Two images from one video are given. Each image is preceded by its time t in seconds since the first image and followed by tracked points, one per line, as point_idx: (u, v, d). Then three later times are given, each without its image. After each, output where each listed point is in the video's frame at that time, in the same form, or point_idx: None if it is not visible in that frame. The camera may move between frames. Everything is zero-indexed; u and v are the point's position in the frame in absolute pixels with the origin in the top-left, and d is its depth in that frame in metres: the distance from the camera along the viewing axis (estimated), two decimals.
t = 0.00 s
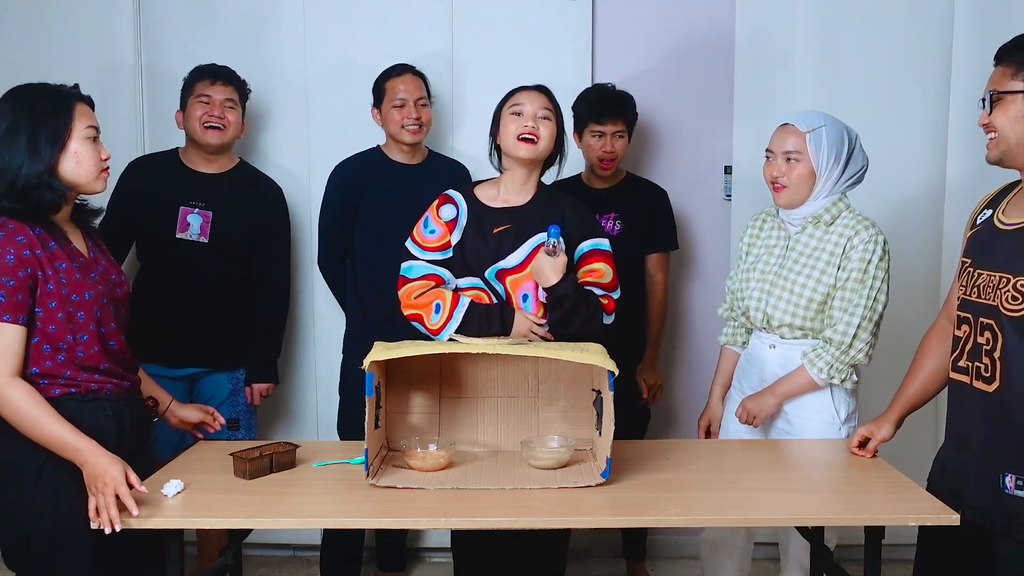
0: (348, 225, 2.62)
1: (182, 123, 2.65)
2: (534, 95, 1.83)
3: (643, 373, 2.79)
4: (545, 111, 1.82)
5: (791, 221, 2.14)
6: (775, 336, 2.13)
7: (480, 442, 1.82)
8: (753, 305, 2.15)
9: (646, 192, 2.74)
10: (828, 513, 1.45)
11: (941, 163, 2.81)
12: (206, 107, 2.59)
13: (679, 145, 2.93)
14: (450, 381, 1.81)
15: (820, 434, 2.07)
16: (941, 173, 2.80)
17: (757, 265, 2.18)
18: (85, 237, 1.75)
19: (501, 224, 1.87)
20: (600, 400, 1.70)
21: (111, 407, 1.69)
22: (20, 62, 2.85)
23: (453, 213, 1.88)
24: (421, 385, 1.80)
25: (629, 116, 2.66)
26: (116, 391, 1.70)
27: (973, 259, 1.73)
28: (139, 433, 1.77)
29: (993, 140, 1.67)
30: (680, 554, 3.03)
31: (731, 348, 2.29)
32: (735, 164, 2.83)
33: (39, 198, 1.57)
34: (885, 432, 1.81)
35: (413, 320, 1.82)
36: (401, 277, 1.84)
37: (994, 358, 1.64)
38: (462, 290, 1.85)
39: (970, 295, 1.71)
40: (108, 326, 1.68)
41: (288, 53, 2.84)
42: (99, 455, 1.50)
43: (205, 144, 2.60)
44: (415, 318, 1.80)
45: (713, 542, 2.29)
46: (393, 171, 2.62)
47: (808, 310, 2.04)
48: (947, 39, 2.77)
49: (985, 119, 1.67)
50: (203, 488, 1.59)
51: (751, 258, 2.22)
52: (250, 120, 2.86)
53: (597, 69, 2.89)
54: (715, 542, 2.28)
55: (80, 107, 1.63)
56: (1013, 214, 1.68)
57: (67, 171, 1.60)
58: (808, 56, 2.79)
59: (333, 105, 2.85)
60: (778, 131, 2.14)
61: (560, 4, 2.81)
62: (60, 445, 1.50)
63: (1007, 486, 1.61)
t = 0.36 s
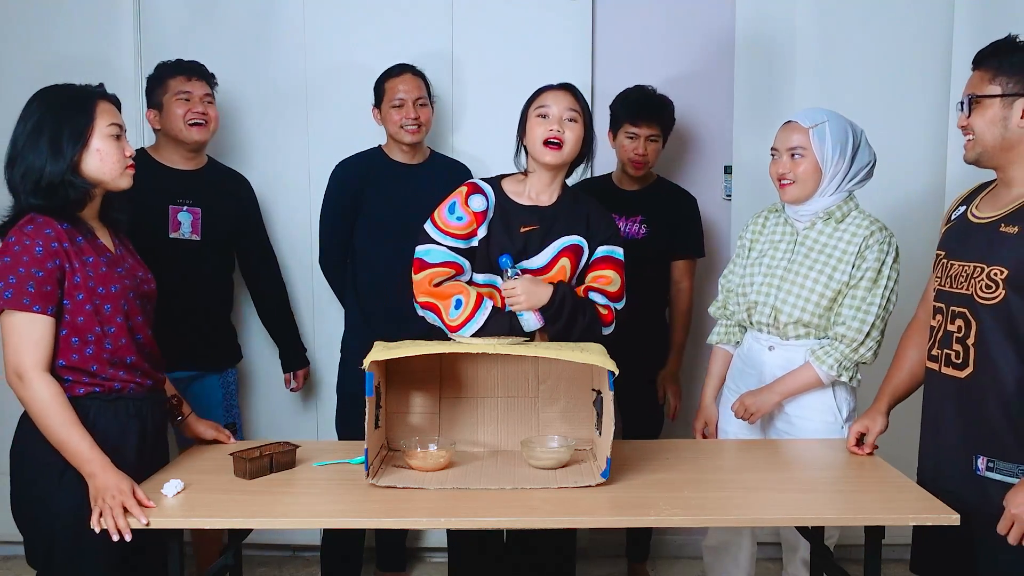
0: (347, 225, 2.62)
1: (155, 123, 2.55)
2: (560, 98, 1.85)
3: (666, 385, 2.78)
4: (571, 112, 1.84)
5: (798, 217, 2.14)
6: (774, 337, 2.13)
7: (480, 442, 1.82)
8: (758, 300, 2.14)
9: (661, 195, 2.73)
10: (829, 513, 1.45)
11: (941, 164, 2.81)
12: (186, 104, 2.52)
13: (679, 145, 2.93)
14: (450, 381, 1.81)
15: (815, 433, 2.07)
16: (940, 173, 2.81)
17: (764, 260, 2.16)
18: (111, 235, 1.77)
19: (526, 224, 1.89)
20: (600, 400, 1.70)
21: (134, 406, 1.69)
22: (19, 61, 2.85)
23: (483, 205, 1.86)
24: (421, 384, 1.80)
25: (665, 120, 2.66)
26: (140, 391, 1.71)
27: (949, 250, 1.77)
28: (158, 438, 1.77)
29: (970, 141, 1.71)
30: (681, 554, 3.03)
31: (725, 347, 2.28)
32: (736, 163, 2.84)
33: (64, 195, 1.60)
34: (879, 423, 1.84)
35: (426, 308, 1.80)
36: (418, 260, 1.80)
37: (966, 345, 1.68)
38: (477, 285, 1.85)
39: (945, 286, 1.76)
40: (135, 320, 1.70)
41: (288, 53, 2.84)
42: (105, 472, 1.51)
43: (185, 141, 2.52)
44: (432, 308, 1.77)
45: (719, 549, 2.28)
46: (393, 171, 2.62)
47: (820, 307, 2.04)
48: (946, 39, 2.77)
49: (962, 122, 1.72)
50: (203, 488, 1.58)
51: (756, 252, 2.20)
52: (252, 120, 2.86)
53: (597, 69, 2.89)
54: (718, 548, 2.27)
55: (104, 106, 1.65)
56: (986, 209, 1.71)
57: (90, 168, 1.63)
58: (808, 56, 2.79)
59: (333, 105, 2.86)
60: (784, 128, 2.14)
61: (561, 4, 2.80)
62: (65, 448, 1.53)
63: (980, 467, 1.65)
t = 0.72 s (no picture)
0: (347, 225, 2.61)
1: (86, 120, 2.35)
2: (558, 101, 1.86)
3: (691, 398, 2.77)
4: (568, 116, 1.85)
5: (796, 215, 2.15)
6: (773, 338, 2.11)
7: (480, 442, 1.81)
8: (765, 300, 2.12)
9: (665, 197, 2.71)
10: (828, 513, 1.45)
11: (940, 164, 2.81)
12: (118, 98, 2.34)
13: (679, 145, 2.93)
14: (450, 381, 1.81)
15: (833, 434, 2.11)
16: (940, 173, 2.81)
17: (765, 258, 2.14)
18: (133, 237, 1.77)
19: (521, 225, 1.90)
20: (600, 400, 1.70)
21: (139, 406, 1.68)
22: (20, 60, 2.85)
23: (480, 204, 1.88)
24: (421, 384, 1.80)
25: (685, 119, 2.66)
26: (146, 390, 1.70)
27: (932, 254, 1.80)
28: (166, 437, 1.77)
29: (949, 173, 1.71)
30: (681, 554, 3.03)
31: (713, 349, 2.22)
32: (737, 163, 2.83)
33: (90, 197, 1.61)
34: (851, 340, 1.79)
35: (424, 306, 1.82)
36: (417, 259, 1.83)
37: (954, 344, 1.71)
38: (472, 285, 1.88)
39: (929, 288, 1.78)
40: (148, 321, 1.70)
41: (288, 53, 2.84)
42: (108, 471, 1.51)
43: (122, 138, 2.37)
44: (428, 310, 1.80)
45: (714, 555, 2.27)
46: (392, 171, 2.61)
47: (834, 305, 2.07)
48: (947, 39, 2.76)
49: (937, 160, 1.71)
50: (203, 488, 1.58)
51: (752, 250, 2.17)
52: (252, 120, 2.86)
53: (597, 69, 2.88)
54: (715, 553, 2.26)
55: (131, 110, 1.66)
56: (962, 212, 1.76)
57: (114, 170, 1.63)
58: (808, 56, 2.78)
59: (333, 105, 2.85)
60: (781, 126, 2.14)
61: (561, 4, 2.80)
62: (74, 443, 1.53)
63: (977, 459, 1.69)
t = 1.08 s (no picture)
0: (347, 225, 2.61)
1: (36, 121, 2.20)
2: (539, 108, 1.87)
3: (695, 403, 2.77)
4: (549, 123, 1.86)
5: (786, 214, 2.14)
6: (773, 337, 2.11)
7: (480, 442, 1.81)
8: (762, 301, 2.11)
9: (671, 197, 2.71)
10: (828, 513, 1.45)
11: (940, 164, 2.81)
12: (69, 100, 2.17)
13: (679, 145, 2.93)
14: (450, 381, 1.81)
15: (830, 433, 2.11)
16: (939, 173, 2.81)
17: (761, 257, 2.14)
18: (134, 245, 1.77)
19: (509, 229, 1.92)
20: (600, 400, 1.70)
21: (135, 406, 1.68)
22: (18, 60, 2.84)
23: (472, 210, 1.90)
24: (421, 384, 1.80)
25: (696, 121, 2.66)
26: (143, 392, 1.69)
27: (933, 262, 1.81)
28: (166, 435, 1.77)
29: (952, 189, 1.69)
30: (681, 554, 3.03)
31: (706, 352, 2.19)
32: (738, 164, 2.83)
33: (92, 201, 1.62)
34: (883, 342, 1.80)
35: (422, 311, 1.87)
36: (412, 265, 1.86)
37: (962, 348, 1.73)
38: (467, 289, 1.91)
39: (931, 295, 1.79)
40: (145, 326, 1.69)
41: (288, 52, 2.84)
42: (107, 472, 1.51)
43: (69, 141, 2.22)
44: (426, 315, 1.85)
45: (715, 558, 2.27)
46: (391, 172, 2.61)
47: (830, 303, 2.10)
48: (947, 40, 2.77)
49: (936, 178, 1.69)
50: (203, 488, 1.58)
51: (746, 251, 2.16)
52: (251, 120, 2.86)
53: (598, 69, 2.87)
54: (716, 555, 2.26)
55: (136, 118, 1.66)
56: (957, 218, 1.77)
57: (115, 175, 1.64)
58: (808, 56, 2.78)
59: (333, 105, 2.85)
60: (777, 127, 2.12)
61: (561, 5, 2.80)
62: (76, 443, 1.53)
63: (995, 462, 1.67)
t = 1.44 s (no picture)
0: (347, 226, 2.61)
1: (14, 125, 2.19)
2: (551, 117, 1.91)
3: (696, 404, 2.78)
4: (559, 131, 1.92)
5: (783, 215, 2.14)
6: (773, 337, 2.11)
7: (480, 442, 1.81)
8: (761, 301, 2.11)
9: (672, 197, 2.71)
10: (827, 513, 1.45)
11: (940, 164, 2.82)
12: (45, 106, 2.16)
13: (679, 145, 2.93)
14: (450, 381, 1.81)
15: (827, 433, 2.12)
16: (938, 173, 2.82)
17: (759, 258, 2.14)
18: (131, 244, 1.77)
19: (510, 227, 1.95)
20: (600, 400, 1.70)
21: (135, 405, 1.68)
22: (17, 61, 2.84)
23: (471, 214, 1.94)
24: (421, 384, 1.80)
25: (693, 121, 2.66)
26: (143, 389, 1.70)
27: (953, 258, 1.80)
28: (168, 434, 1.78)
29: (970, 185, 1.71)
30: (681, 554, 3.03)
31: (702, 355, 2.20)
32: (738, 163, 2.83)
33: (85, 203, 1.63)
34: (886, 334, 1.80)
35: (450, 312, 1.88)
36: (429, 274, 1.89)
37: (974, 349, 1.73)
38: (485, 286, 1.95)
39: (945, 292, 1.78)
40: (141, 325, 1.69)
41: (287, 52, 2.84)
42: (106, 470, 1.51)
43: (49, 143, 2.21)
44: (458, 313, 1.87)
45: (715, 558, 2.27)
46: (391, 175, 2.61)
47: (829, 302, 2.10)
48: (946, 40, 2.77)
49: (955, 173, 1.71)
50: (203, 488, 1.59)
51: (743, 252, 2.16)
52: (251, 120, 2.86)
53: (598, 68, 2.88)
54: (716, 556, 2.26)
55: (128, 119, 1.66)
56: (982, 215, 1.76)
57: (108, 177, 1.64)
58: (808, 56, 2.79)
59: (333, 104, 2.86)
60: (778, 129, 2.12)
61: (561, 5, 2.80)
62: (75, 441, 1.53)
63: (992, 465, 1.67)
